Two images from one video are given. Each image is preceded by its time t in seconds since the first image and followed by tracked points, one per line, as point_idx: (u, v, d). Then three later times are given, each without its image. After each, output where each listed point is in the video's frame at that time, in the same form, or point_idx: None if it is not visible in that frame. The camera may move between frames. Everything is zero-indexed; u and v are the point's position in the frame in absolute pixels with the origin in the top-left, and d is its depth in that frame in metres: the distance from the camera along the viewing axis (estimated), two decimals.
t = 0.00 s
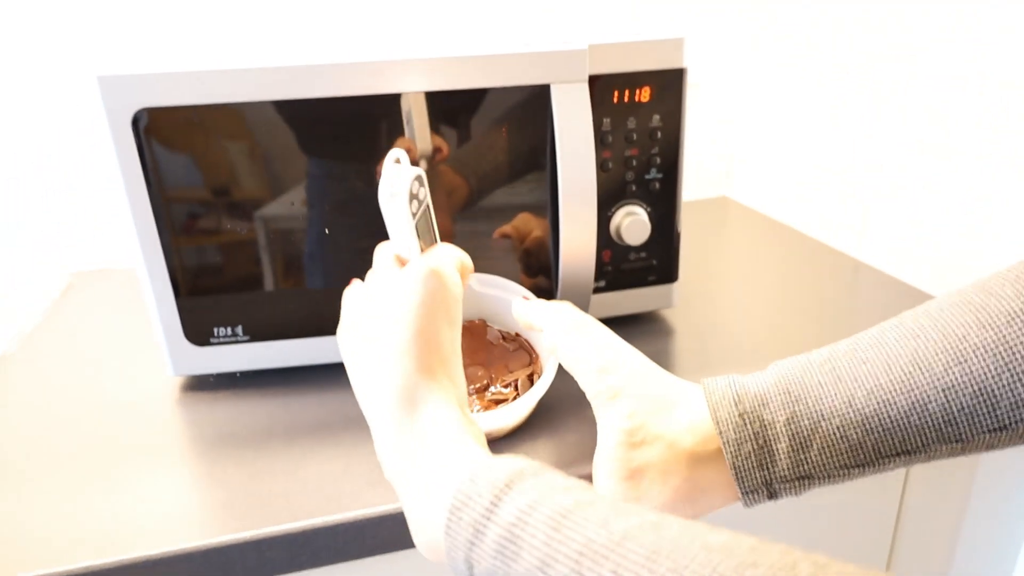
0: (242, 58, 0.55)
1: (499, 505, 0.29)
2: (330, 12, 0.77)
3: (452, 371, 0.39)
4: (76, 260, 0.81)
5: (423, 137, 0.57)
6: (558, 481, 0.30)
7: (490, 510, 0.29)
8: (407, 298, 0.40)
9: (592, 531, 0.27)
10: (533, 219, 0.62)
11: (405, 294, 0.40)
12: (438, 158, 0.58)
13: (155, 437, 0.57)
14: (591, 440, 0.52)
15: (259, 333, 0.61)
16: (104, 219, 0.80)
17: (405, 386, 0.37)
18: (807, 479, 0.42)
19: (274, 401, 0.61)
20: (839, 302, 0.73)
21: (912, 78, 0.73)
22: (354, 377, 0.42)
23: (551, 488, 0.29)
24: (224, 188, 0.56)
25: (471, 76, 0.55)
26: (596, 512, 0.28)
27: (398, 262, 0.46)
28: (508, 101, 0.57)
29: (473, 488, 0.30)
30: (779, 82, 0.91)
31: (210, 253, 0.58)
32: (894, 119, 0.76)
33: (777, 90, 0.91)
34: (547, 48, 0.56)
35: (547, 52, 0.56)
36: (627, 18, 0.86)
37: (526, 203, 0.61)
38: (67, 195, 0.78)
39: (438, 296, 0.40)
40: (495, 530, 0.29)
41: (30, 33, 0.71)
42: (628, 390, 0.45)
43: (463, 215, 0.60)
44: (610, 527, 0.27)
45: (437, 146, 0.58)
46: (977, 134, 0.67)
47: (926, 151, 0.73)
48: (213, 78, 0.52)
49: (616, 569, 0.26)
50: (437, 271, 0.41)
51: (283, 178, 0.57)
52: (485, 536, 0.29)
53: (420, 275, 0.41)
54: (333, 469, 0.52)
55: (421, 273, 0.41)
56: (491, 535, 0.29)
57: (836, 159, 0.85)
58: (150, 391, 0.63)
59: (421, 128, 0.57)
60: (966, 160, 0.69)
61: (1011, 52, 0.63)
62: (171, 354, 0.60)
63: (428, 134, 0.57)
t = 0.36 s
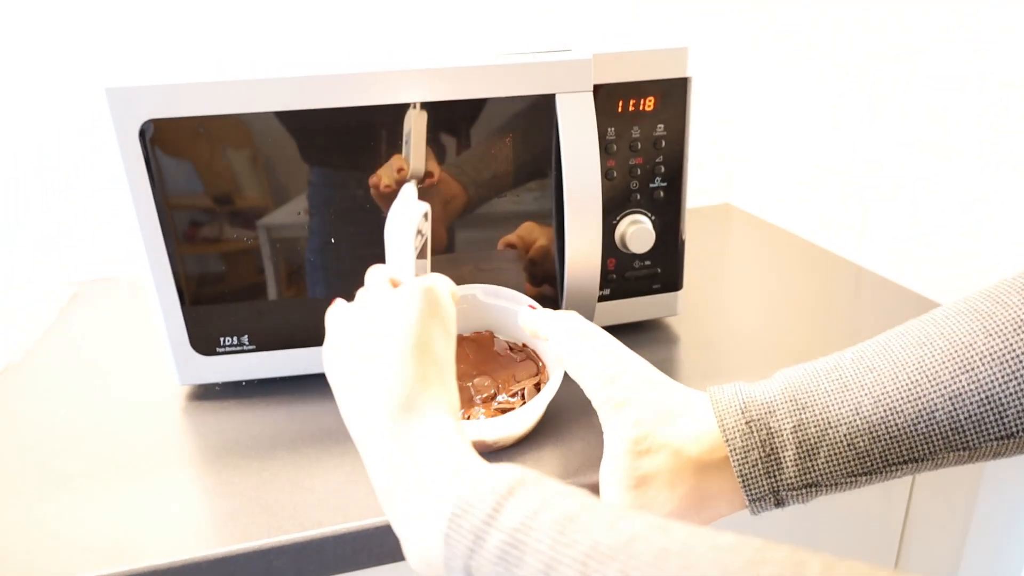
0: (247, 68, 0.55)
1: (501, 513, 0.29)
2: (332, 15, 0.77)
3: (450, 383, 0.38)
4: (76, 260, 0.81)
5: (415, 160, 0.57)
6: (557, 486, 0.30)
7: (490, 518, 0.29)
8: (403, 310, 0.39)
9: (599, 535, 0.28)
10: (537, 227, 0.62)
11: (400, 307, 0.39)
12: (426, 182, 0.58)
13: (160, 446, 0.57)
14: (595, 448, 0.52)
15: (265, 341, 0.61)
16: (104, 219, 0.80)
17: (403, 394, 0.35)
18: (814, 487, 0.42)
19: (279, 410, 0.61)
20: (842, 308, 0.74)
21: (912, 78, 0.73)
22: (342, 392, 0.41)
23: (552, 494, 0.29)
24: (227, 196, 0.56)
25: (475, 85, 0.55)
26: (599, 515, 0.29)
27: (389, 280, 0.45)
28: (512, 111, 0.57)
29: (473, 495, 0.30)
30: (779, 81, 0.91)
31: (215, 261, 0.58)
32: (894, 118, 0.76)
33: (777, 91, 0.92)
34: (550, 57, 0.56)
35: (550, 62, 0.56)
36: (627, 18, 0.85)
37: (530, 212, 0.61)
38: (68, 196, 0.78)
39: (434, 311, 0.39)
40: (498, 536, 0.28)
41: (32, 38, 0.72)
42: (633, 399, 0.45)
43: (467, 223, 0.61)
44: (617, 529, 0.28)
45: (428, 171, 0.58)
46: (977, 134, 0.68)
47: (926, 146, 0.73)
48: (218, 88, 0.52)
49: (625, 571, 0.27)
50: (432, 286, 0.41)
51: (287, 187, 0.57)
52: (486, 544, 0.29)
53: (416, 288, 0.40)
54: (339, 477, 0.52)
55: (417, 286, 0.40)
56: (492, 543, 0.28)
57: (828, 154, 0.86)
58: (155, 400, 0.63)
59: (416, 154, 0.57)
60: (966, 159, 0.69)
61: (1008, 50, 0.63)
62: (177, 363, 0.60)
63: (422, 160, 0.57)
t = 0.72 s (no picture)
0: (245, 65, 0.55)
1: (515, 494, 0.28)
2: (330, 13, 0.77)
3: (466, 359, 0.37)
4: (75, 260, 0.81)
5: (422, 137, 0.57)
6: (572, 467, 0.30)
7: (505, 498, 0.28)
8: (417, 286, 0.37)
9: (616, 516, 0.27)
10: (533, 225, 0.62)
11: (414, 282, 0.37)
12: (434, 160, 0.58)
13: (156, 442, 0.57)
14: (590, 445, 0.53)
15: (260, 338, 0.61)
16: (104, 219, 0.80)
17: (417, 374, 0.34)
18: (807, 483, 0.42)
19: (275, 406, 0.61)
20: (836, 308, 0.74)
21: (912, 78, 0.73)
22: (361, 372, 0.40)
23: (567, 475, 0.29)
24: (222, 194, 0.56)
25: (472, 83, 0.55)
26: (616, 497, 0.28)
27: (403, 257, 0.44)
28: (507, 110, 0.57)
29: (487, 477, 0.29)
30: (778, 82, 0.91)
31: (210, 259, 0.58)
32: (894, 119, 0.77)
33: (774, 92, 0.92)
34: (547, 56, 0.56)
35: (546, 60, 0.56)
36: (627, 18, 0.86)
37: (526, 210, 0.61)
38: (68, 196, 0.78)
39: (449, 285, 0.38)
40: (513, 517, 0.28)
41: (32, 35, 0.71)
42: (629, 395, 0.45)
43: (463, 221, 0.61)
44: (634, 511, 0.27)
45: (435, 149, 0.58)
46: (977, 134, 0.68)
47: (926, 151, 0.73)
48: (215, 85, 0.52)
49: (643, 552, 0.26)
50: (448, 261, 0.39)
51: (282, 185, 0.57)
52: (501, 525, 0.28)
53: (431, 263, 0.38)
54: (334, 473, 0.52)
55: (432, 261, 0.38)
56: (507, 524, 0.28)
57: (836, 159, 0.85)
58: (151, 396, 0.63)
59: (422, 131, 0.57)
60: (965, 161, 0.70)
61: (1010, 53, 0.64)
62: (172, 360, 0.60)
63: (428, 137, 0.57)
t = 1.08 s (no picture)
0: (239, 64, 0.55)
1: (525, 503, 0.29)
2: (329, 10, 0.77)
3: (468, 371, 0.38)
4: (69, 259, 0.81)
5: (420, 150, 0.58)
6: (580, 476, 0.30)
7: (516, 509, 0.29)
8: (420, 301, 0.39)
9: (625, 525, 0.28)
10: (526, 225, 0.63)
11: (417, 298, 0.39)
12: (433, 173, 0.59)
13: (149, 441, 0.57)
14: (583, 442, 0.53)
15: (253, 338, 0.61)
16: (104, 222, 0.81)
17: (423, 380, 0.35)
18: (797, 479, 0.43)
19: (268, 406, 0.61)
20: (826, 306, 0.75)
21: (906, 75, 0.76)
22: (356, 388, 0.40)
23: (576, 484, 0.30)
24: (213, 194, 0.56)
25: (465, 83, 0.56)
26: (625, 506, 0.29)
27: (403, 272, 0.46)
28: (500, 110, 0.58)
29: (497, 487, 0.30)
30: (778, 83, 0.88)
31: (201, 259, 0.58)
32: (888, 115, 0.79)
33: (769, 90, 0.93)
34: (539, 56, 0.57)
35: (539, 60, 0.56)
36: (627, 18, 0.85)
37: (518, 210, 0.62)
38: (68, 196, 0.78)
39: (451, 301, 0.39)
40: (523, 527, 0.28)
41: (32, 33, 0.71)
42: (624, 391, 0.45)
43: (455, 220, 0.61)
44: (642, 520, 0.28)
45: (432, 162, 0.59)
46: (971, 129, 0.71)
47: (921, 145, 0.76)
48: (208, 85, 0.52)
49: (653, 560, 0.27)
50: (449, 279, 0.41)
51: (273, 185, 0.57)
52: (511, 534, 0.29)
53: (433, 280, 0.40)
54: (329, 472, 0.53)
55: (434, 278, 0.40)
56: (517, 533, 0.29)
57: (819, 151, 0.88)
58: (144, 395, 0.63)
59: (419, 144, 0.57)
60: (958, 156, 0.73)
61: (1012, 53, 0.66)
62: (164, 359, 0.60)
63: (426, 150, 0.58)
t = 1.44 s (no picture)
0: (243, 64, 0.55)
1: (526, 516, 0.29)
2: (334, 10, 0.78)
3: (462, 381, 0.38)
4: (74, 257, 0.81)
5: (412, 156, 0.58)
6: (583, 490, 0.30)
7: (516, 522, 0.29)
8: (411, 312, 0.39)
9: (629, 537, 0.27)
10: (529, 226, 0.63)
11: (409, 309, 0.39)
12: (426, 178, 0.59)
13: (152, 440, 0.57)
14: (587, 444, 0.53)
15: (256, 337, 0.61)
16: (104, 219, 0.81)
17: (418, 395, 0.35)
18: (800, 481, 0.43)
19: (271, 405, 0.61)
20: (828, 308, 0.75)
21: (906, 75, 0.74)
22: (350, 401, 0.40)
23: (578, 496, 0.29)
24: (215, 193, 0.56)
25: (470, 84, 0.56)
26: (628, 518, 0.28)
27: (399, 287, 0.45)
28: (503, 111, 0.58)
29: (499, 499, 0.30)
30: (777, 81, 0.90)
31: (205, 259, 0.58)
32: (888, 115, 0.77)
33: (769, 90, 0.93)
34: (543, 57, 0.57)
35: (543, 61, 0.56)
36: (627, 17, 0.86)
37: (521, 211, 0.62)
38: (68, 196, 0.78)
39: (442, 310, 0.40)
40: (523, 540, 0.28)
41: (33, 28, 0.71)
42: (626, 394, 0.45)
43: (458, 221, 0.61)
44: (645, 532, 0.27)
45: (425, 167, 0.58)
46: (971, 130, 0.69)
47: (917, 148, 0.74)
48: (213, 85, 0.52)
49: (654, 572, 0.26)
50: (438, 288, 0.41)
51: (275, 185, 0.57)
52: (511, 547, 0.29)
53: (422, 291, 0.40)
54: (332, 472, 0.53)
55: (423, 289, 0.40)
56: (517, 546, 0.29)
57: (823, 152, 0.87)
58: (148, 394, 0.63)
59: (412, 149, 0.58)
60: (959, 156, 0.70)
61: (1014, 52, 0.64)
62: (168, 358, 0.60)
63: (419, 154, 0.58)
